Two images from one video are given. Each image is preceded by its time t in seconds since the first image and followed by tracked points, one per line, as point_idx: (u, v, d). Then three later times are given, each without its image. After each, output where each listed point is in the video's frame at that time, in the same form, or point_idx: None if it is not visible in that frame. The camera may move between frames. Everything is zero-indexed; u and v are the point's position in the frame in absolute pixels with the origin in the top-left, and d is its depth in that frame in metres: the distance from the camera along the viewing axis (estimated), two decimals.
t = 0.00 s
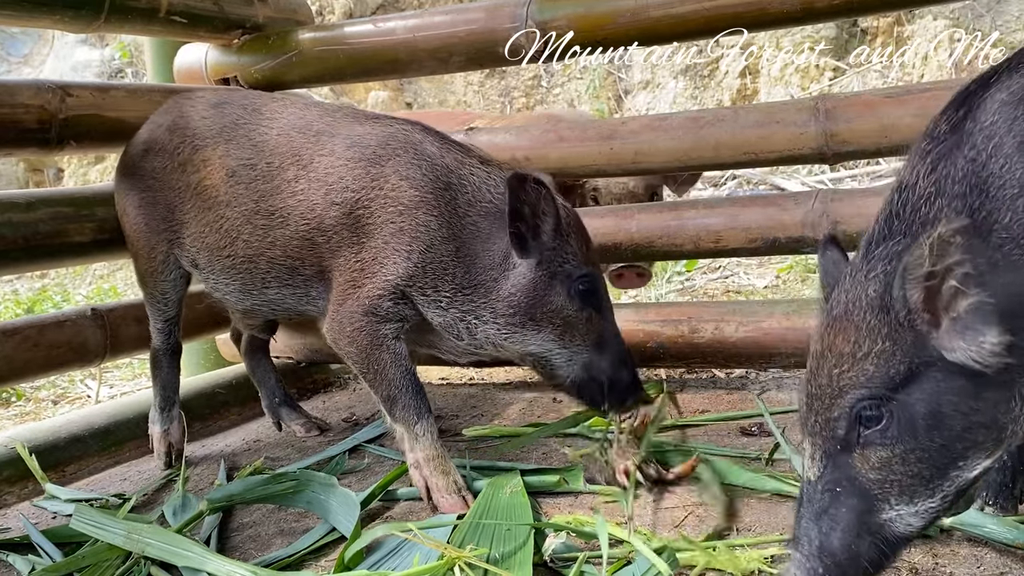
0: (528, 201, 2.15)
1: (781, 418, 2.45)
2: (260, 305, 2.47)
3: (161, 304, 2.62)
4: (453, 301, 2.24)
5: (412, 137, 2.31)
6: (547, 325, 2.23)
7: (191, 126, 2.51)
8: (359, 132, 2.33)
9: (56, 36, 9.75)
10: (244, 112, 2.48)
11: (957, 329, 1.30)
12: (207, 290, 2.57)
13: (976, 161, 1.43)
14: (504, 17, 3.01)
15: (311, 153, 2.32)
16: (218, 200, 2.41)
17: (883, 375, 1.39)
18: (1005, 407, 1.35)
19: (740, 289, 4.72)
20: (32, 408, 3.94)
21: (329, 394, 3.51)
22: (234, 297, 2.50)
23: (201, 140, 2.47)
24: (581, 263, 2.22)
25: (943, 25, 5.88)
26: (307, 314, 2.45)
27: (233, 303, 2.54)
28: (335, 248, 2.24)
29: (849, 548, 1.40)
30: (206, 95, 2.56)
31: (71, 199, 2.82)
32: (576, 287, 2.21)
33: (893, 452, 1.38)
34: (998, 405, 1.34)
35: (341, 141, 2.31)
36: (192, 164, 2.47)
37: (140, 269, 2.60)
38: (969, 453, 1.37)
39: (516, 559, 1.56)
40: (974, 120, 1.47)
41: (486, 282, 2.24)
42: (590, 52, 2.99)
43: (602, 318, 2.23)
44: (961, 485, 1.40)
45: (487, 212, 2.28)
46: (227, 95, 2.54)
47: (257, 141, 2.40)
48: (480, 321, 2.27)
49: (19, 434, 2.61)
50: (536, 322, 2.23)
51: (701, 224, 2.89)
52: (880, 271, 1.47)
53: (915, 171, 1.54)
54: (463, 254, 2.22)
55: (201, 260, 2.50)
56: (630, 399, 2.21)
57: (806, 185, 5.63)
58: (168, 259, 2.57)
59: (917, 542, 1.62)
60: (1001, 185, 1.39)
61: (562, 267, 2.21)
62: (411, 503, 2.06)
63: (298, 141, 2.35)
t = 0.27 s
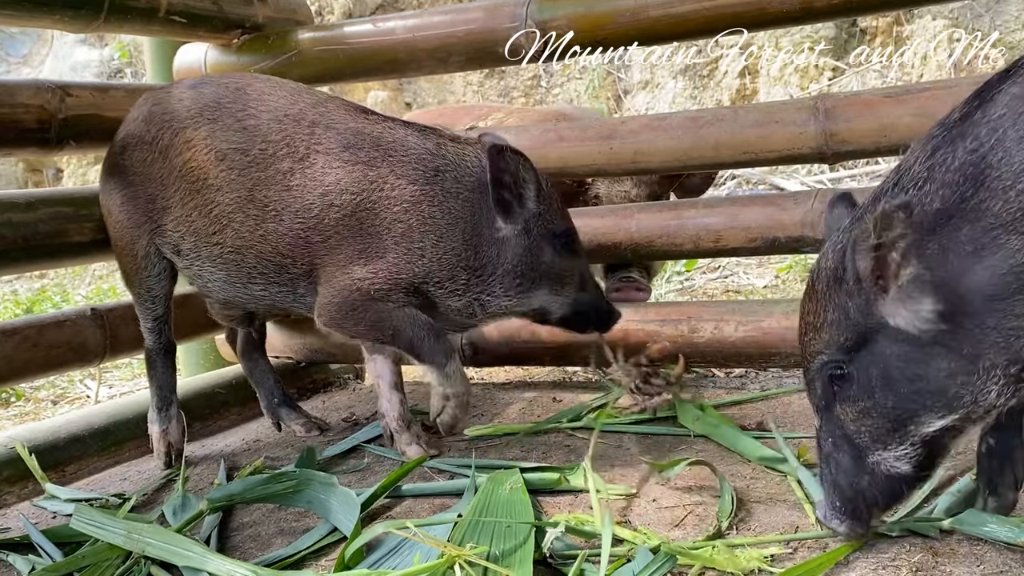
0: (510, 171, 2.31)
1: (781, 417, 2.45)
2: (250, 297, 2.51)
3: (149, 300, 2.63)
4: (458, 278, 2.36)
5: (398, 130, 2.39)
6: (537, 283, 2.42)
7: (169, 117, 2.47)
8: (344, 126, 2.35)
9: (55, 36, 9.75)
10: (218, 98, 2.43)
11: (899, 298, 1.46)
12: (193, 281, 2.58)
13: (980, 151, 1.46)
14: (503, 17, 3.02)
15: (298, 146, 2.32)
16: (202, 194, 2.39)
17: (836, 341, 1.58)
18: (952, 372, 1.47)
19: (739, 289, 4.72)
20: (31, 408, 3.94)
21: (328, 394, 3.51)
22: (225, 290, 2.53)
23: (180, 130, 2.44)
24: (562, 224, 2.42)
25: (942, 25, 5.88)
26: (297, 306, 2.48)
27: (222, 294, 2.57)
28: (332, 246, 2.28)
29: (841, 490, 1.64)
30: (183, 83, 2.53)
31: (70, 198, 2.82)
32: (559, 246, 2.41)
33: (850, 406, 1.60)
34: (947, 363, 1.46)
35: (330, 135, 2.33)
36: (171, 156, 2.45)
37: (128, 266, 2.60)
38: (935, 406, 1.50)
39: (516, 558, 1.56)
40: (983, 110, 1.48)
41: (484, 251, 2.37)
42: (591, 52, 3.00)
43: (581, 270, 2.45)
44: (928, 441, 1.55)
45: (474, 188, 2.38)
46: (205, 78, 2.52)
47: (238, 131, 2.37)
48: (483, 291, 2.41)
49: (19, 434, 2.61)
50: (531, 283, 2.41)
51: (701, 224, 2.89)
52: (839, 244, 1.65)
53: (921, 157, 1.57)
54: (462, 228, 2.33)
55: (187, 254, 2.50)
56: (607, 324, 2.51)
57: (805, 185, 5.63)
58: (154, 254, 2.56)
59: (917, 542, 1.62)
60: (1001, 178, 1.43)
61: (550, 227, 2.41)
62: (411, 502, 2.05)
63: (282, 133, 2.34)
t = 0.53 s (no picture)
0: (508, 180, 2.37)
1: (779, 417, 2.45)
2: (243, 289, 2.50)
3: (137, 301, 2.55)
4: (453, 280, 2.42)
5: (400, 126, 2.45)
6: (525, 292, 2.50)
7: (157, 111, 2.45)
8: (345, 116, 2.39)
9: (54, 37, 9.74)
10: (213, 88, 2.44)
11: (895, 292, 1.70)
12: (182, 276, 2.54)
13: (960, 153, 1.65)
14: (502, 17, 3.02)
15: (302, 134, 2.36)
16: (201, 183, 2.38)
17: (838, 329, 1.82)
18: (940, 357, 1.71)
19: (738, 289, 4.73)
20: (30, 408, 3.94)
21: (327, 394, 3.51)
22: (217, 283, 2.51)
23: (173, 121, 2.42)
24: (551, 234, 2.48)
25: (941, 25, 5.89)
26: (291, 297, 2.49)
27: (212, 289, 2.54)
28: (338, 234, 2.30)
29: (842, 460, 1.86)
30: (167, 77, 2.52)
31: (69, 199, 2.82)
32: (547, 259, 2.49)
33: (850, 384, 1.84)
34: (937, 349, 1.71)
35: (334, 124, 2.37)
36: (164, 146, 2.42)
37: (113, 267, 2.53)
38: (927, 387, 1.74)
39: (514, 558, 1.57)
40: (966, 115, 1.67)
41: (477, 256, 2.43)
42: (590, 51, 3.00)
43: (564, 287, 2.53)
44: (917, 420, 1.79)
45: (471, 193, 2.42)
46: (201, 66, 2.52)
47: (238, 119, 2.38)
48: (473, 294, 2.47)
49: (19, 434, 2.61)
50: (517, 290, 2.49)
51: (699, 224, 2.89)
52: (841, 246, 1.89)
53: (912, 160, 1.78)
54: (461, 232, 2.39)
55: (180, 247, 2.46)
56: (572, 362, 2.58)
57: (803, 185, 5.64)
58: (144, 250, 2.50)
59: (914, 540, 1.62)
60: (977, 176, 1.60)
61: (539, 239, 2.46)
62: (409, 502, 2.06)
63: (286, 119, 2.37)
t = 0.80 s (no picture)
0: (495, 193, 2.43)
1: (779, 418, 2.45)
2: (247, 292, 2.44)
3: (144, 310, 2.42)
4: (444, 282, 2.46)
5: (400, 130, 2.49)
6: (516, 301, 2.54)
7: (156, 113, 2.36)
8: (346, 116, 2.43)
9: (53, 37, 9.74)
10: (214, 92, 2.40)
11: (869, 288, 1.97)
12: (185, 281, 2.43)
13: (931, 159, 1.85)
14: (502, 19, 3.02)
15: (308, 134, 2.37)
16: (211, 184, 2.32)
17: (822, 312, 2.09)
18: (898, 344, 1.97)
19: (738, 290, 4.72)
20: (30, 410, 3.94)
21: (327, 395, 3.51)
22: (220, 287, 2.43)
23: (178, 123, 2.35)
24: (542, 243, 2.53)
25: (940, 26, 5.88)
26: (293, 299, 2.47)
27: (214, 292, 2.45)
28: (340, 231, 2.32)
29: (801, 421, 2.15)
30: (160, 81, 2.44)
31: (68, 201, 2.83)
32: (540, 268, 2.54)
33: (823, 359, 2.10)
34: (899, 338, 1.96)
35: (336, 124, 2.40)
36: (168, 149, 2.33)
37: (113, 280, 2.37)
38: (886, 369, 2.01)
39: (514, 561, 1.57)
40: (942, 121, 1.87)
41: (469, 262, 2.48)
42: (590, 52, 3.00)
43: (558, 295, 2.57)
44: (874, 399, 2.06)
45: (461, 204, 2.47)
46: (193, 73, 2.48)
47: (247, 119, 2.35)
48: (462, 300, 2.51)
49: (18, 435, 2.62)
50: (507, 299, 2.53)
51: (699, 225, 2.89)
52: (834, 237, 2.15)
53: (893, 161, 1.99)
54: (452, 237, 2.44)
55: (187, 250, 2.37)
56: (573, 364, 2.59)
57: (802, 186, 5.64)
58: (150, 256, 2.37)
59: (914, 542, 1.62)
60: (939, 179, 1.82)
61: (530, 250, 2.51)
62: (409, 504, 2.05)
63: (292, 119, 2.37)
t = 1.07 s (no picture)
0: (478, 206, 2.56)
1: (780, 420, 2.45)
2: (235, 297, 2.38)
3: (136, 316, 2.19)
4: (428, 281, 2.56)
5: (383, 138, 2.54)
6: (497, 306, 2.66)
7: (152, 114, 2.22)
8: (330, 125, 2.45)
9: (54, 38, 9.75)
10: (202, 100, 2.31)
11: (838, 281, 2.18)
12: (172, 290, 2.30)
13: (897, 163, 2.06)
14: (503, 20, 3.02)
15: (295, 141, 2.36)
16: (207, 190, 2.24)
17: (793, 303, 2.28)
18: (861, 335, 2.19)
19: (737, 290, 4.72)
20: (31, 411, 3.94)
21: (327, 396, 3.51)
22: (213, 292, 2.34)
23: (171, 125, 2.24)
24: (521, 251, 2.68)
25: (941, 26, 5.88)
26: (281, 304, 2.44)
27: (204, 298, 2.36)
28: (330, 236, 2.33)
29: (763, 403, 2.33)
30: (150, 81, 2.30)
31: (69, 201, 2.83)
32: (522, 274, 2.68)
33: (790, 344, 2.29)
34: (861, 330, 2.18)
35: (320, 131, 2.41)
36: (163, 152, 2.21)
37: (106, 289, 2.11)
38: (849, 359, 2.22)
39: (517, 563, 1.56)
40: (912, 128, 2.07)
41: (454, 267, 2.58)
42: (590, 53, 2.99)
43: (538, 300, 2.73)
44: (834, 387, 2.26)
45: (444, 211, 2.56)
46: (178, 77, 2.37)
47: (237, 127, 2.30)
48: (447, 301, 2.61)
49: (18, 437, 2.62)
50: (489, 304, 2.65)
51: (700, 226, 2.89)
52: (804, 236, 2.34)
53: (864, 163, 2.19)
54: (437, 242, 2.54)
55: (186, 259, 2.25)
56: (551, 365, 2.77)
57: (802, 186, 5.64)
58: (145, 261, 2.18)
59: (916, 544, 1.61)
60: (899, 183, 2.03)
61: (512, 256, 2.65)
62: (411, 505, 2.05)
63: (278, 128, 2.36)
